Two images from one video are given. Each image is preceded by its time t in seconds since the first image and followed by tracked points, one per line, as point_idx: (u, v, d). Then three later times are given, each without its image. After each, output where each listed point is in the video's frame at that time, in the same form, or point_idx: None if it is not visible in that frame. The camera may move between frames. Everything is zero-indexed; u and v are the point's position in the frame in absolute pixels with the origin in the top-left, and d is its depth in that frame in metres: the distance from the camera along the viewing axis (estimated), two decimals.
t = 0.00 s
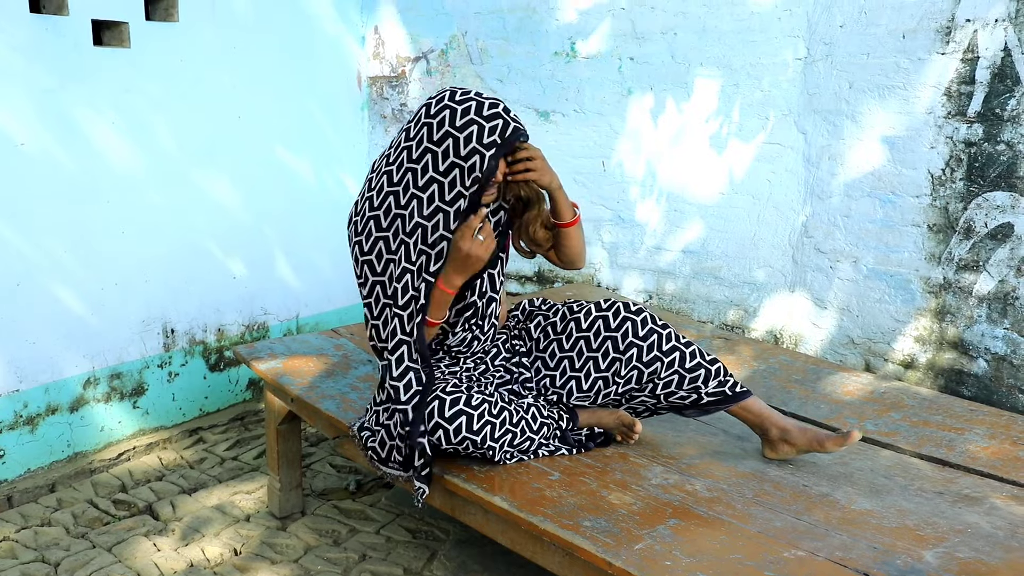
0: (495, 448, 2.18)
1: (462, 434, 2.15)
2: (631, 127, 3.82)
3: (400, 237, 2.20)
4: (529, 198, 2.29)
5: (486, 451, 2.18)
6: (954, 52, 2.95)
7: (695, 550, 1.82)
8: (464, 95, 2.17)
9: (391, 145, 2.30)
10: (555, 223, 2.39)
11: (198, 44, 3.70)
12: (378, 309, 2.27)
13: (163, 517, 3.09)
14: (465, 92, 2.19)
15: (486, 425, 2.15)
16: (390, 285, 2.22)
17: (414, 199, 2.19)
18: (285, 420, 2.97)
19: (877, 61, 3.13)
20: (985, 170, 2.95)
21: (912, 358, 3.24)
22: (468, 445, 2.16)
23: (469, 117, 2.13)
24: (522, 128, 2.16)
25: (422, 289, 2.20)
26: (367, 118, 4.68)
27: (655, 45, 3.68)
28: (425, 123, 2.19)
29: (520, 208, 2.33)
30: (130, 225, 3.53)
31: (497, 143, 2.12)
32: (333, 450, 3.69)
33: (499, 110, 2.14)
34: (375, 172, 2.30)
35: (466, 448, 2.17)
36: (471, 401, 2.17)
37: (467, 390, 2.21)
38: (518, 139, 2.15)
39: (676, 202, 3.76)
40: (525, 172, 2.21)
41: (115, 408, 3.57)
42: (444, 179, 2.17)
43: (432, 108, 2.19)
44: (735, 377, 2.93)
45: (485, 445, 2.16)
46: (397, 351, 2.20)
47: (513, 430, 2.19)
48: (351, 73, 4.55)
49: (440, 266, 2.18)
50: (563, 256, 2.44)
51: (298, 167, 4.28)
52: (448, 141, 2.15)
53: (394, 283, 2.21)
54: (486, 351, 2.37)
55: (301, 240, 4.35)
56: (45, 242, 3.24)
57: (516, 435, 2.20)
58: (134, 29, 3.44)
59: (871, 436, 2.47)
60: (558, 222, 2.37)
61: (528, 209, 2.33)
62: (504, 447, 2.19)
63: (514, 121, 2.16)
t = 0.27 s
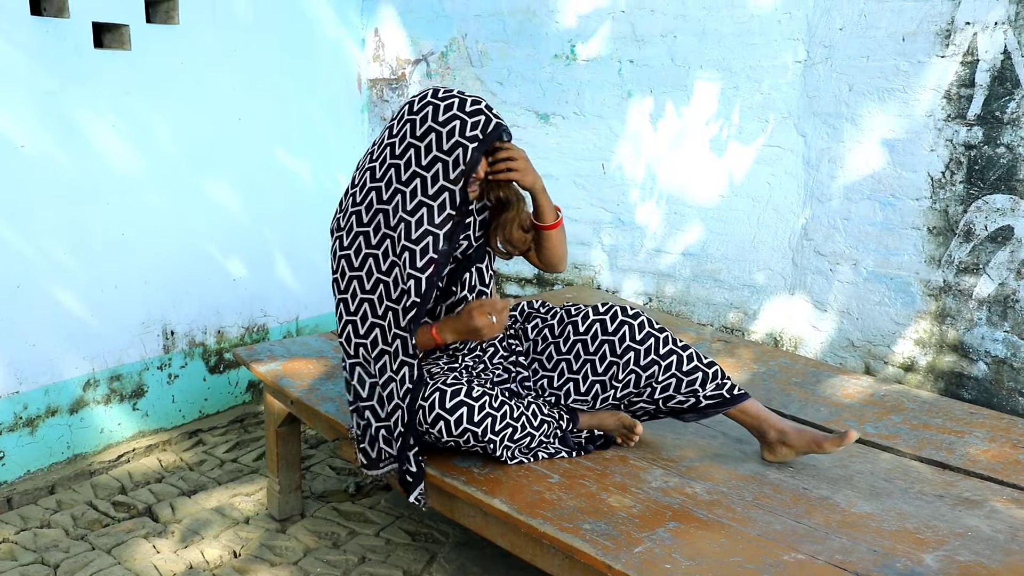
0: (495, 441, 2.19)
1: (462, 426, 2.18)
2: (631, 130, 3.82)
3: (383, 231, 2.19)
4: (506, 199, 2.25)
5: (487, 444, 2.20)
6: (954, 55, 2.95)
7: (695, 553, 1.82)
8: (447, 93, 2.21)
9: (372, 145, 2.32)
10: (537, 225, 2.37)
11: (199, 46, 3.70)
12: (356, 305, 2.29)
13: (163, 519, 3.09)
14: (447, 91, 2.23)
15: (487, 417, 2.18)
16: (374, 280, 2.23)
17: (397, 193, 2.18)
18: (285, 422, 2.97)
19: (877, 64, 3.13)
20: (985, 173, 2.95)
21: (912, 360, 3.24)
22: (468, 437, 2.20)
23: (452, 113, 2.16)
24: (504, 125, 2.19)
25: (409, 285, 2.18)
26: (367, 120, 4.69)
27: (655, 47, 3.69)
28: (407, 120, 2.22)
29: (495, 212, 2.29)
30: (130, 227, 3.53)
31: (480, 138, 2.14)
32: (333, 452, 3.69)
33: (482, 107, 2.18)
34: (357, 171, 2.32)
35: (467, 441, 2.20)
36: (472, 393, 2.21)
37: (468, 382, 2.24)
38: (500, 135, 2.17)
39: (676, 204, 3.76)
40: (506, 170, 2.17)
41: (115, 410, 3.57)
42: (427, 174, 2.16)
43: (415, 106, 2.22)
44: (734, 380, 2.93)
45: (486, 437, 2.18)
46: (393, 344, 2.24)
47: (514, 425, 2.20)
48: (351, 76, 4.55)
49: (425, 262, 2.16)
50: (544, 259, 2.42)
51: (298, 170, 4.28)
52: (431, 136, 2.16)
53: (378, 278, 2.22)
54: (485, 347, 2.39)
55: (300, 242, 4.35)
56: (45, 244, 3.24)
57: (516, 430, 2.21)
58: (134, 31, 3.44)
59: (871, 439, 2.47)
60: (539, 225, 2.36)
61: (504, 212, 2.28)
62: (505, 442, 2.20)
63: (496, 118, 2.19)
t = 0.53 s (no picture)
0: (497, 435, 2.20)
1: (464, 419, 2.19)
2: (632, 132, 3.82)
3: (361, 243, 2.24)
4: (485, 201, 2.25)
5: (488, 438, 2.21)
6: (954, 57, 2.95)
7: (696, 555, 1.82)
8: (426, 105, 2.19)
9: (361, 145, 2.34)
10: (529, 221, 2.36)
11: (199, 49, 3.71)
12: (349, 310, 2.33)
13: (164, 522, 3.09)
14: (428, 100, 2.20)
15: (489, 409, 2.20)
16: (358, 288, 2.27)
17: (373, 206, 2.23)
18: (285, 425, 2.97)
19: (877, 66, 3.14)
20: (985, 174, 2.95)
21: (913, 362, 3.23)
22: (470, 430, 2.20)
23: (426, 129, 2.15)
24: (479, 140, 2.16)
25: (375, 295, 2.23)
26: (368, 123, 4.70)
27: (655, 50, 3.69)
28: (386, 129, 2.23)
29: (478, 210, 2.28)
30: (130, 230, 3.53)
31: (451, 158, 2.13)
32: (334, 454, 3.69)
33: (457, 124, 2.15)
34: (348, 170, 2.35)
35: (468, 434, 2.20)
36: (474, 385, 2.23)
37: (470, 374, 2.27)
38: (475, 152, 2.14)
39: (676, 206, 3.76)
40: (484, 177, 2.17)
41: (115, 413, 3.57)
42: (396, 190, 2.19)
43: (394, 114, 2.23)
44: (735, 381, 2.93)
45: (486, 430, 2.19)
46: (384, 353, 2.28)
47: (516, 419, 2.22)
48: (350, 78, 4.55)
49: (389, 276, 2.21)
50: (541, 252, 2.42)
51: (298, 172, 4.29)
52: (404, 152, 2.17)
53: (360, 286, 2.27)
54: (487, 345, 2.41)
55: (301, 245, 4.35)
56: (46, 247, 3.25)
57: (518, 425, 2.22)
58: (135, 34, 3.45)
59: (872, 440, 2.47)
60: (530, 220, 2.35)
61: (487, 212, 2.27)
62: (507, 437, 2.21)
63: (473, 134, 2.16)
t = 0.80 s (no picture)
0: (498, 435, 2.20)
1: (465, 418, 2.19)
2: (632, 132, 3.82)
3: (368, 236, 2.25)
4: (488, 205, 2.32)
5: (489, 438, 2.21)
6: (954, 56, 2.95)
7: (697, 556, 1.82)
8: (421, 94, 2.21)
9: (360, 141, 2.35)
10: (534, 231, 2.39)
11: (198, 52, 3.71)
12: (351, 308, 2.31)
13: (165, 525, 3.09)
14: (423, 91, 2.23)
15: (490, 409, 2.20)
16: (363, 283, 2.27)
17: (377, 198, 2.24)
18: (285, 427, 2.97)
19: (877, 65, 3.13)
20: (986, 174, 2.95)
21: (914, 362, 3.23)
22: (471, 430, 2.20)
23: (422, 117, 2.17)
24: (477, 125, 2.18)
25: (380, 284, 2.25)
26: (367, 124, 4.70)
27: (654, 50, 3.69)
28: (383, 121, 2.24)
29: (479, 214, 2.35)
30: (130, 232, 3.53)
31: (448, 143, 2.15)
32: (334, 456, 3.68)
33: (453, 111, 2.17)
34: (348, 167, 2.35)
35: (470, 434, 2.20)
36: (475, 384, 2.23)
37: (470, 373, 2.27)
38: (472, 135, 2.17)
39: (677, 206, 3.76)
40: (484, 165, 2.21)
41: (116, 416, 3.57)
42: (396, 178, 2.20)
43: (390, 106, 2.24)
44: (736, 382, 2.93)
45: (488, 429, 2.19)
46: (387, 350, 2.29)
47: (517, 419, 2.22)
48: (350, 80, 4.56)
49: (391, 264, 2.23)
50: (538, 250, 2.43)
51: (299, 174, 4.29)
52: (402, 140, 2.18)
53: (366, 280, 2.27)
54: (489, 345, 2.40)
55: (301, 247, 4.35)
56: (46, 250, 3.25)
57: (519, 424, 2.22)
58: (134, 37, 3.45)
59: (873, 440, 2.47)
60: (535, 228, 2.37)
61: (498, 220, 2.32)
62: (509, 437, 2.21)
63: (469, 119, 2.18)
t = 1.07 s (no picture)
0: (500, 438, 2.19)
1: (467, 422, 2.19)
2: (632, 130, 3.82)
3: (366, 231, 2.24)
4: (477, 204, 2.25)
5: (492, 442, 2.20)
6: (954, 52, 2.94)
7: (698, 554, 1.82)
8: (411, 83, 2.19)
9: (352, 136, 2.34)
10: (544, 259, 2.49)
11: (197, 50, 3.71)
12: (349, 303, 2.33)
13: (165, 523, 3.09)
14: (413, 80, 2.21)
15: (491, 413, 2.20)
16: (362, 278, 2.28)
17: (374, 192, 2.23)
18: (286, 425, 2.97)
19: (877, 62, 3.13)
20: (986, 170, 2.94)
21: (914, 359, 3.23)
22: (473, 433, 2.19)
23: (414, 105, 2.15)
24: (469, 105, 2.15)
25: (383, 278, 2.24)
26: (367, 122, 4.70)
27: (654, 47, 3.69)
28: (375, 113, 2.22)
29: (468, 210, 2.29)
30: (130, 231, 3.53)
31: (442, 130, 2.12)
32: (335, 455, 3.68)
33: (444, 96, 2.14)
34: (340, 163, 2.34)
35: (472, 437, 2.20)
36: (477, 388, 2.23)
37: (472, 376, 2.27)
38: (466, 118, 2.14)
39: (677, 204, 3.76)
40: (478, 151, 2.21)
41: (116, 415, 3.57)
42: (392, 170, 2.18)
43: (381, 98, 2.22)
44: (736, 379, 2.92)
45: (490, 433, 2.19)
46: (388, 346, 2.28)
47: (518, 421, 2.22)
48: (350, 78, 4.55)
49: (396, 259, 2.22)
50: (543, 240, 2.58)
51: (298, 173, 4.29)
52: (395, 131, 2.16)
53: (365, 275, 2.27)
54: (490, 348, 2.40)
55: (301, 246, 4.35)
56: (46, 249, 3.25)
57: (520, 426, 2.22)
58: (132, 36, 3.45)
59: (874, 437, 2.47)
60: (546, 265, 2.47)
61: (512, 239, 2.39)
62: (510, 440, 2.21)
63: (461, 101, 2.14)
